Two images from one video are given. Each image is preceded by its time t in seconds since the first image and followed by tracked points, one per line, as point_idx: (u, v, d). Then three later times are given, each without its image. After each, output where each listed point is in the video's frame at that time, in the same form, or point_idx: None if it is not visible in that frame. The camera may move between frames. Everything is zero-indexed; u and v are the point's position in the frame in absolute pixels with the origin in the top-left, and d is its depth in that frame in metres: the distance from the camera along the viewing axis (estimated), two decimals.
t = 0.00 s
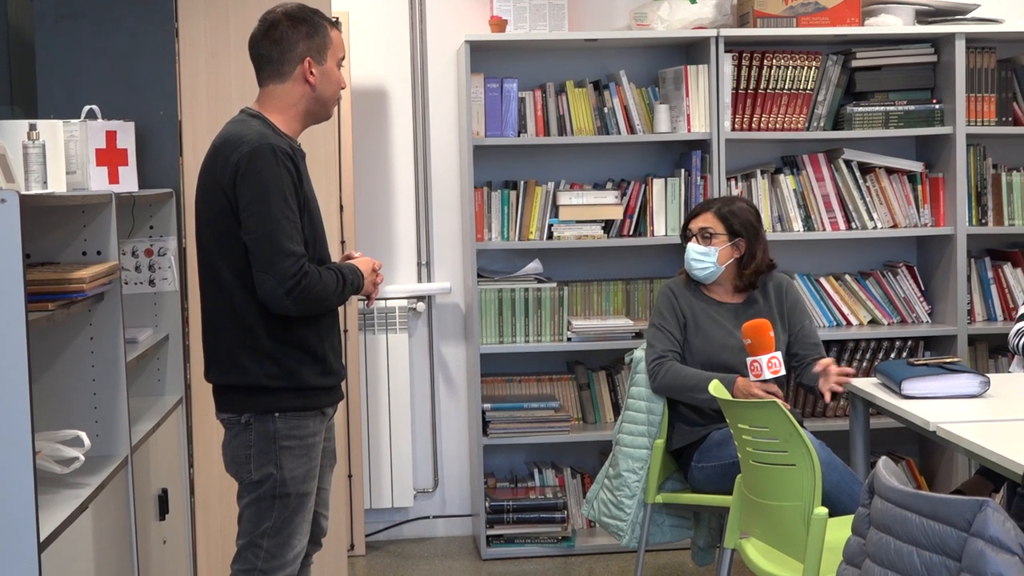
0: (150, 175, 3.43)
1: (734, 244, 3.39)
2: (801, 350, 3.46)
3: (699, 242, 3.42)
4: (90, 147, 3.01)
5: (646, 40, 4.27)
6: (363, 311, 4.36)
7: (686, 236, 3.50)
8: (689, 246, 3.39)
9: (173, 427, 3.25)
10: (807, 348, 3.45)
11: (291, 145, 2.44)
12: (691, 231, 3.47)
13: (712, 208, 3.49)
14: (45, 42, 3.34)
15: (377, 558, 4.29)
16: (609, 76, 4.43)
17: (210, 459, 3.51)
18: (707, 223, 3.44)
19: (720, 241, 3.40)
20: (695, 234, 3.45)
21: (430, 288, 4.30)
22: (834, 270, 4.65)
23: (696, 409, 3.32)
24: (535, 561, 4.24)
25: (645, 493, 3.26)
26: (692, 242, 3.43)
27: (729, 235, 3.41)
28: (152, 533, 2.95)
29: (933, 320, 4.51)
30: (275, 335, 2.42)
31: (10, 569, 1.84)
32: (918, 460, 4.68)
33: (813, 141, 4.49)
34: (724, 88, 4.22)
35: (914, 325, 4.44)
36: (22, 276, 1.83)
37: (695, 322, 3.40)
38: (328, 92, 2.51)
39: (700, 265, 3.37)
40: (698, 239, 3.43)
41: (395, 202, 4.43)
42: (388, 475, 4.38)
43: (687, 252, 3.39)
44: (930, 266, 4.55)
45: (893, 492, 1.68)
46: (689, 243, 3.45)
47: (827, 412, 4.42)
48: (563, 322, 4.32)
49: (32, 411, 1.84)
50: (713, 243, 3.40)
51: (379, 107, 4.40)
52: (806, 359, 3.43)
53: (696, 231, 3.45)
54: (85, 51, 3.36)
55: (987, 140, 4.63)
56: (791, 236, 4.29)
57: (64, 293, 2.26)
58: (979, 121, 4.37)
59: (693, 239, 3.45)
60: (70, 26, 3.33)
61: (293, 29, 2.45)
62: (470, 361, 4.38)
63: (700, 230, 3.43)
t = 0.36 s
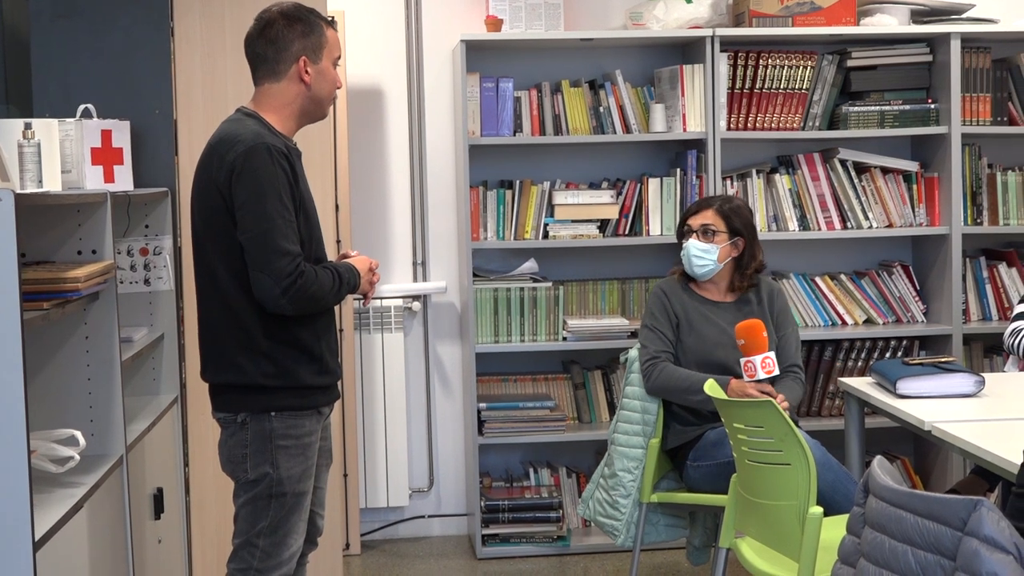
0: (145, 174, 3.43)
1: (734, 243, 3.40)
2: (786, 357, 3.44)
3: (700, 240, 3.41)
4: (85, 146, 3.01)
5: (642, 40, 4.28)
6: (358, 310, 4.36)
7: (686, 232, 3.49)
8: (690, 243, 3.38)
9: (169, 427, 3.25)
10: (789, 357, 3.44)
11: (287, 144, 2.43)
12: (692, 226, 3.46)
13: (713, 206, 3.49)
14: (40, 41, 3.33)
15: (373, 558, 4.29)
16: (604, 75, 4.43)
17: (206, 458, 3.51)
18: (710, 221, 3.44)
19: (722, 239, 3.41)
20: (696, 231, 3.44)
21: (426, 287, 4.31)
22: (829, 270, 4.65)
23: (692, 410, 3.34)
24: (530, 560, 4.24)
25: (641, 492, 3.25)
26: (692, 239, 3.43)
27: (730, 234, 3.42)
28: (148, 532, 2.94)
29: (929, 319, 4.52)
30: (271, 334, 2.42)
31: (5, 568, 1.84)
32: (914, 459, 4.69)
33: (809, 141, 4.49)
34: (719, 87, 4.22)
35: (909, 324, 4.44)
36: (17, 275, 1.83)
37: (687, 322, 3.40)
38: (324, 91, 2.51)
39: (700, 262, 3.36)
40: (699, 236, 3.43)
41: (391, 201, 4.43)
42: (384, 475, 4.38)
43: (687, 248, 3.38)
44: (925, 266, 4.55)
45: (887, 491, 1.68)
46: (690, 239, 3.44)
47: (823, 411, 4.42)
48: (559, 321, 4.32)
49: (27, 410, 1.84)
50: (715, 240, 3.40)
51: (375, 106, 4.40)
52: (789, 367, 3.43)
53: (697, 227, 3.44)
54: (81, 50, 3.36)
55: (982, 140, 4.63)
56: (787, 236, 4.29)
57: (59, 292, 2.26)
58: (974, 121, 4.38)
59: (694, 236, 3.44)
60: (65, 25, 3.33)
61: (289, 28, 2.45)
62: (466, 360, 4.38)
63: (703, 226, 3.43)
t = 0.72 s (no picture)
0: (140, 173, 3.42)
1: (720, 239, 3.41)
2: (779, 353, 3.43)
3: (685, 237, 3.41)
4: (79, 143, 2.99)
5: (637, 37, 4.28)
6: (354, 308, 4.37)
7: (671, 230, 3.49)
8: (676, 241, 3.38)
9: (164, 425, 3.25)
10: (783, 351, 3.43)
11: (283, 141, 2.43)
12: (677, 224, 3.47)
13: (697, 203, 3.50)
14: (35, 39, 3.33)
15: (369, 556, 4.29)
16: (600, 72, 4.44)
17: (202, 457, 3.50)
18: (693, 217, 3.45)
19: (706, 236, 3.41)
20: (681, 228, 3.45)
21: (422, 284, 4.31)
22: (825, 267, 4.66)
23: (685, 407, 3.33)
24: (526, 558, 4.24)
25: (636, 490, 3.25)
26: (678, 237, 3.43)
27: (715, 230, 3.43)
28: (143, 530, 2.94)
29: (923, 317, 4.52)
30: (267, 331, 2.42)
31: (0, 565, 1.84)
32: (909, 456, 4.69)
33: (805, 139, 4.49)
34: (714, 85, 4.23)
35: (904, 322, 4.45)
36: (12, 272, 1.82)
37: (678, 320, 3.40)
38: (320, 88, 2.51)
39: (687, 260, 3.36)
40: (685, 234, 3.43)
41: (386, 199, 4.43)
42: (380, 473, 4.38)
43: (673, 247, 3.38)
44: (920, 264, 4.56)
45: (883, 488, 1.68)
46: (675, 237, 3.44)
47: (818, 408, 4.43)
48: (554, 318, 4.31)
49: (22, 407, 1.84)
50: (700, 237, 3.40)
51: (370, 103, 4.39)
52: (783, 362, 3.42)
53: (682, 225, 3.45)
54: (75, 48, 3.36)
55: (977, 138, 4.64)
56: (782, 233, 4.29)
57: (55, 290, 2.26)
58: (969, 119, 4.38)
59: (680, 234, 3.44)
60: (60, 23, 3.33)
61: (284, 25, 2.45)
62: (461, 358, 4.38)
63: (687, 224, 3.44)
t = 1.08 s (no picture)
0: (139, 170, 3.42)
1: (726, 239, 3.41)
2: (780, 355, 3.42)
3: (691, 237, 3.41)
4: (78, 141, 2.99)
5: (636, 36, 4.28)
6: (353, 307, 4.37)
7: (677, 231, 3.49)
8: (682, 242, 3.38)
9: (163, 423, 3.25)
10: (786, 354, 3.43)
11: (283, 139, 2.43)
12: (684, 225, 3.46)
13: (702, 203, 3.49)
14: (34, 36, 3.33)
15: (368, 554, 4.29)
16: (599, 71, 4.44)
17: (201, 455, 3.50)
18: (701, 218, 3.45)
19: (714, 236, 3.41)
20: (688, 229, 3.44)
21: (421, 282, 4.31)
22: (824, 266, 4.66)
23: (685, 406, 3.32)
24: (524, 556, 4.24)
25: (635, 488, 3.26)
26: (684, 236, 3.43)
27: (722, 231, 3.43)
28: (141, 528, 2.94)
29: (922, 316, 4.52)
30: (266, 330, 2.42)
31: None
32: (907, 456, 4.69)
33: (804, 138, 4.49)
34: (713, 83, 4.22)
35: (903, 321, 4.45)
36: (12, 269, 1.82)
37: (681, 320, 3.40)
38: (319, 86, 2.51)
39: (693, 260, 3.36)
40: (690, 234, 3.43)
41: (385, 197, 4.43)
42: (378, 471, 4.38)
43: (679, 247, 3.38)
44: (919, 263, 4.56)
45: (881, 488, 1.68)
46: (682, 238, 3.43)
47: (816, 408, 4.43)
48: (553, 317, 4.31)
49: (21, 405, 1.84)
50: (708, 238, 3.40)
51: (369, 102, 4.39)
52: (784, 364, 3.41)
53: (689, 225, 3.45)
54: (74, 46, 3.36)
55: (976, 137, 4.64)
56: (781, 232, 4.29)
57: (54, 288, 2.26)
58: (968, 118, 4.38)
59: (685, 234, 3.44)
60: (59, 20, 3.33)
61: (283, 23, 2.45)
62: (460, 356, 4.38)
63: (695, 224, 3.43)
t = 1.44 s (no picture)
0: (141, 173, 3.43)
1: (725, 243, 3.42)
2: (782, 359, 3.42)
3: (690, 241, 3.42)
4: (80, 144, 2.99)
5: (638, 40, 4.28)
6: (354, 310, 4.37)
7: (677, 235, 3.49)
8: (681, 245, 3.38)
9: (164, 425, 3.25)
10: (787, 357, 3.42)
11: (284, 143, 2.43)
12: (683, 229, 3.46)
13: (703, 206, 3.49)
14: (36, 39, 3.33)
15: (368, 558, 4.28)
16: (600, 74, 4.44)
17: (202, 458, 3.50)
18: (700, 222, 3.45)
19: (713, 240, 3.41)
20: (687, 233, 3.45)
21: (422, 284, 4.30)
22: (825, 271, 4.65)
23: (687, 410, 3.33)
24: (524, 560, 4.23)
25: (636, 493, 3.25)
26: (683, 240, 3.43)
27: (721, 235, 3.43)
28: (142, 530, 2.94)
29: (924, 321, 4.52)
30: (267, 333, 2.42)
31: None
32: (908, 460, 4.69)
33: (805, 142, 4.49)
34: (715, 87, 4.23)
35: (904, 326, 4.44)
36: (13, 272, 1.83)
37: (682, 324, 3.40)
38: (322, 90, 2.51)
39: (692, 263, 3.36)
40: (690, 238, 3.44)
41: (387, 199, 4.43)
42: (379, 475, 4.38)
43: (678, 250, 3.38)
44: (921, 267, 4.55)
45: (882, 493, 1.68)
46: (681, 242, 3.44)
47: (818, 412, 4.42)
48: (554, 321, 4.31)
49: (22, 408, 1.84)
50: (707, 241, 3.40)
51: (370, 105, 4.39)
52: (786, 368, 3.41)
53: (688, 229, 3.45)
54: (76, 49, 3.36)
55: (978, 142, 4.63)
56: (782, 236, 4.29)
57: (55, 290, 2.26)
58: (970, 122, 4.38)
59: (684, 237, 3.44)
60: (61, 23, 3.33)
61: (289, 26, 2.45)
62: (461, 360, 4.38)
63: (694, 228, 3.44)
